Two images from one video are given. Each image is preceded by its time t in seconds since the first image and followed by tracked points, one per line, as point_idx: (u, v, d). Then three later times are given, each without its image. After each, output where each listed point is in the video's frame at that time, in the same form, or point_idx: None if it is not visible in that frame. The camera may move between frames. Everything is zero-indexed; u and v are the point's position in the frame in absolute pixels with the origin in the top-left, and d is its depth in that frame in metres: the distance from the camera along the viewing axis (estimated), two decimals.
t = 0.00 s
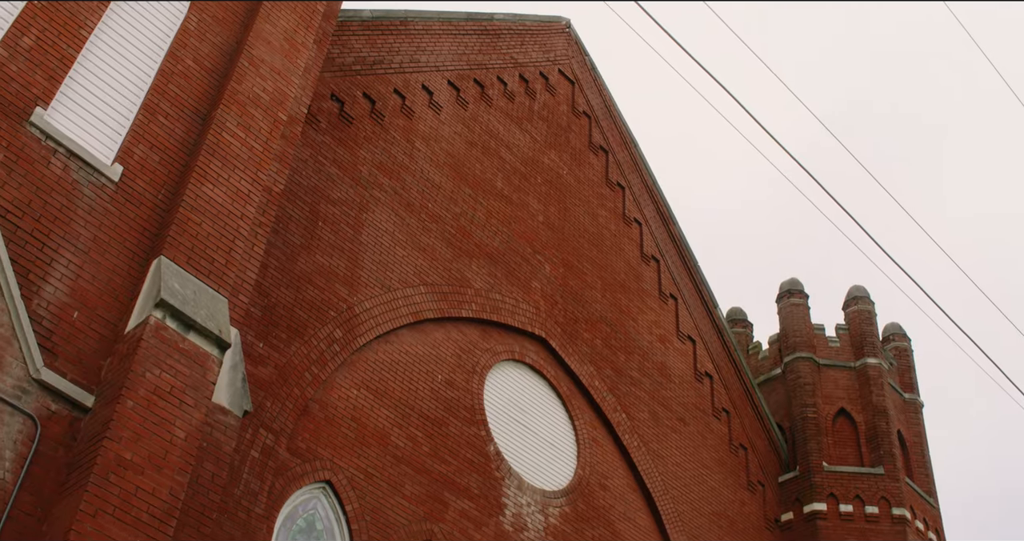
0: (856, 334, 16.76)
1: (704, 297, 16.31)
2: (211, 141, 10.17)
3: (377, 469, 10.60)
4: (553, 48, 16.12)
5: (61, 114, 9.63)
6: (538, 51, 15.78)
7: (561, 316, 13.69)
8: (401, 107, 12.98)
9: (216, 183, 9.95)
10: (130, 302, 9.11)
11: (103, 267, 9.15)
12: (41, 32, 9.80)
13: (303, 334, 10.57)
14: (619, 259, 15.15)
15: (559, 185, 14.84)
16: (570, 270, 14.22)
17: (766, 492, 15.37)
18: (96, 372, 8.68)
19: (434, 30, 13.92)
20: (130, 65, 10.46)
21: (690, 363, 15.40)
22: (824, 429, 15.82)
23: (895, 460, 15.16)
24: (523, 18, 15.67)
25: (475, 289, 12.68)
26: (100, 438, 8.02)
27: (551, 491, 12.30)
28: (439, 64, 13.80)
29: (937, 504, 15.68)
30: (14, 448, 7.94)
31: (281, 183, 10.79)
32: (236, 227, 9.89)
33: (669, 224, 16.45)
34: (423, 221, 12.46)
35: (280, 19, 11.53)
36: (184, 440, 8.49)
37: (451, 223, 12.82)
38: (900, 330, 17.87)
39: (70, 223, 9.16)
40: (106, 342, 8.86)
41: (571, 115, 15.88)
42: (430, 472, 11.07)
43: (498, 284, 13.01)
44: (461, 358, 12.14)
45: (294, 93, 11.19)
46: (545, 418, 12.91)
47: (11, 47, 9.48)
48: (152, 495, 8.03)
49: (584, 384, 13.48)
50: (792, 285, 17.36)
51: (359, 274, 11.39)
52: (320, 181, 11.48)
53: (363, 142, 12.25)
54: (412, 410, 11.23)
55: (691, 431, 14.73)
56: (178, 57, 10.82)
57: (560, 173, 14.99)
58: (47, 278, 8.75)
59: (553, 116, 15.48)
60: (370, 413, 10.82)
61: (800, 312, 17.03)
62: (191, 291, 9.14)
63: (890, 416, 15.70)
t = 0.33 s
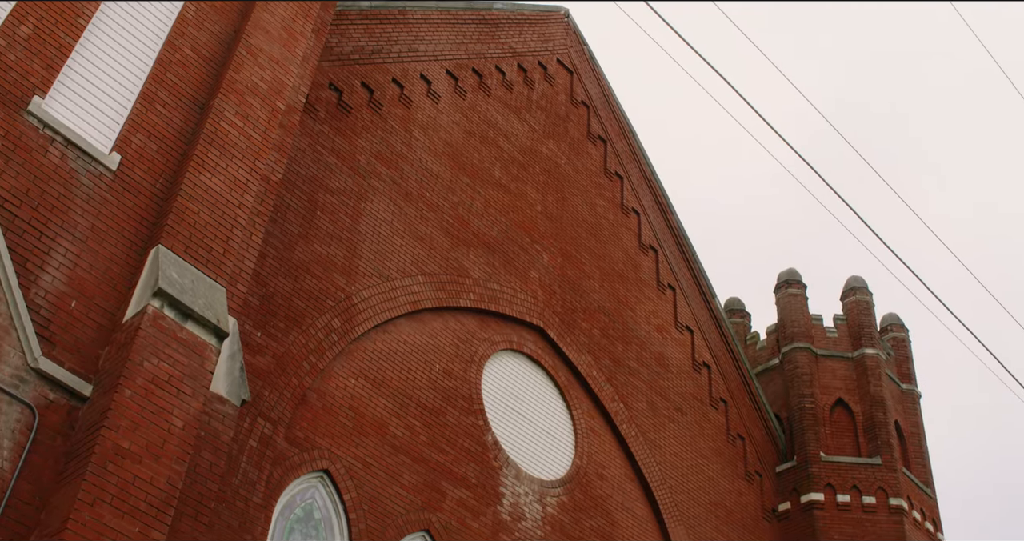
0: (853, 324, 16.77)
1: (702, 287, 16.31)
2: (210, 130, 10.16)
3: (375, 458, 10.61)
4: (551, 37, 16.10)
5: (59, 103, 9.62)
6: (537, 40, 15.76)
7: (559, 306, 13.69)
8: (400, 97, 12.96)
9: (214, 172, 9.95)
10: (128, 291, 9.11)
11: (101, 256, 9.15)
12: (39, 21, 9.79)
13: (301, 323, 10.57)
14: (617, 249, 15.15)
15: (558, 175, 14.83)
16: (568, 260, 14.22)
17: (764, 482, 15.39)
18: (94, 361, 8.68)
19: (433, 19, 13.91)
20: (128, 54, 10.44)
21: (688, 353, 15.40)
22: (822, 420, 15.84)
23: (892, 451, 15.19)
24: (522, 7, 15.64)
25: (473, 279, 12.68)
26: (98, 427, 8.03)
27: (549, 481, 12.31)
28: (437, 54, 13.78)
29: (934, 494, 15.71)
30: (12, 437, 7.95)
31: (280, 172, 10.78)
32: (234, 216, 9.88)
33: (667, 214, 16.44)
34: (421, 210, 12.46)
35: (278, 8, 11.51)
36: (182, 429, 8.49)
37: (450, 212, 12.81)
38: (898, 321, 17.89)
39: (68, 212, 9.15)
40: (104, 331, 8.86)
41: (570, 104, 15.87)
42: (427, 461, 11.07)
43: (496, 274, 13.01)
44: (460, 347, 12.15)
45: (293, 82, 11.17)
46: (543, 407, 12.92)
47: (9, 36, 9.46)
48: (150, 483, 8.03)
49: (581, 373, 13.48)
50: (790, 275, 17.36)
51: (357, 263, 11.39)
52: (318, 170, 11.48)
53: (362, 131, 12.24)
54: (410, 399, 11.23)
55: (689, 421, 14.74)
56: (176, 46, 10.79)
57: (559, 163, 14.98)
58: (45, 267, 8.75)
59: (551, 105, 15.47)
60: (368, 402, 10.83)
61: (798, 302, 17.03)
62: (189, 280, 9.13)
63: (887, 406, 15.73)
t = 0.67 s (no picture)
0: (851, 315, 16.79)
1: (699, 278, 16.30)
2: (207, 119, 10.14)
3: (372, 448, 10.61)
4: (550, 27, 16.07)
5: (56, 92, 9.60)
6: (535, 31, 15.73)
7: (557, 296, 13.69)
8: (398, 86, 12.95)
9: (212, 161, 9.94)
10: (125, 281, 9.10)
11: (98, 245, 9.14)
12: (36, 10, 9.76)
13: (299, 313, 10.56)
14: (615, 239, 15.15)
15: (555, 165, 14.82)
16: (566, 250, 14.21)
17: (761, 472, 15.40)
18: (91, 350, 8.67)
19: (431, 8, 13.88)
20: (125, 43, 10.42)
21: (686, 344, 15.41)
22: (819, 410, 15.85)
23: (890, 442, 15.22)
24: None
25: (471, 269, 12.67)
26: (95, 416, 8.03)
27: (546, 471, 12.33)
28: (435, 43, 13.76)
29: (930, 485, 15.74)
30: (9, 426, 7.95)
31: (277, 161, 10.78)
32: (232, 205, 9.87)
33: (665, 205, 16.42)
34: (419, 200, 12.45)
35: None
36: (180, 418, 8.49)
37: (447, 203, 12.81)
38: (895, 312, 17.91)
39: (65, 201, 9.14)
40: (101, 320, 8.86)
41: (568, 95, 15.85)
42: (425, 451, 11.08)
43: (493, 264, 13.00)
44: (457, 337, 12.15)
45: (290, 71, 11.15)
46: (540, 397, 12.93)
47: (6, 25, 9.44)
48: (148, 473, 8.04)
49: (579, 364, 13.49)
50: (788, 266, 17.37)
51: (354, 253, 11.38)
52: (316, 160, 11.47)
53: (359, 121, 12.23)
54: (408, 389, 11.24)
55: (686, 412, 14.75)
56: (174, 35, 10.76)
57: (557, 153, 14.97)
58: (42, 257, 8.74)
59: (549, 96, 15.45)
60: (366, 391, 10.83)
61: (796, 293, 17.04)
62: (186, 269, 9.12)
63: (884, 398, 15.75)
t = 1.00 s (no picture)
0: (848, 307, 16.80)
1: (697, 270, 16.30)
2: (205, 110, 10.12)
3: (369, 438, 10.62)
4: (547, 19, 16.05)
5: (53, 83, 9.59)
6: (533, 22, 15.72)
7: (554, 287, 13.69)
8: (396, 78, 12.94)
9: (209, 152, 9.93)
10: (123, 271, 9.09)
11: (96, 236, 9.14)
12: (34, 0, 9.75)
13: (296, 303, 10.56)
14: (612, 230, 15.14)
15: (553, 157, 14.82)
16: (564, 241, 14.21)
17: (758, 464, 15.42)
18: (89, 341, 8.67)
19: None
20: (123, 34, 10.41)
21: (683, 336, 15.41)
22: (815, 402, 15.86)
23: (886, 434, 15.23)
24: None
25: (468, 260, 12.67)
26: (93, 406, 8.03)
27: (543, 462, 12.34)
28: (433, 34, 13.75)
29: (927, 477, 15.76)
30: (7, 416, 7.95)
31: (275, 152, 10.77)
32: (229, 196, 9.87)
33: (663, 196, 16.40)
34: (416, 191, 12.45)
35: None
36: (177, 409, 8.49)
37: (445, 193, 12.80)
38: (892, 304, 17.92)
39: (63, 191, 9.14)
40: (99, 311, 8.86)
41: (566, 86, 15.83)
42: (422, 442, 11.09)
43: (491, 255, 13.00)
44: (454, 328, 12.15)
45: (288, 62, 11.14)
46: (537, 389, 12.94)
47: (3, 14, 9.42)
48: (145, 463, 8.04)
49: (576, 355, 13.50)
50: (785, 258, 17.38)
51: (352, 244, 11.37)
52: (314, 150, 11.46)
53: (357, 112, 12.22)
54: (405, 380, 11.24)
55: (683, 403, 14.76)
56: (172, 26, 10.74)
57: (554, 144, 14.96)
58: (39, 247, 8.74)
59: (547, 87, 15.43)
60: (363, 382, 10.83)
61: (793, 285, 17.05)
62: (183, 260, 9.11)
63: (881, 390, 15.76)
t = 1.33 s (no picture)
0: (845, 297, 16.82)
1: (694, 259, 16.29)
2: (201, 97, 10.11)
3: (365, 426, 10.62)
4: (545, 7, 16.02)
5: (49, 70, 9.57)
6: (530, 10, 15.69)
7: (551, 276, 13.69)
8: (393, 65, 12.92)
9: (206, 140, 9.91)
10: (119, 259, 9.09)
11: (92, 224, 9.13)
12: None
13: (293, 291, 10.56)
14: (609, 219, 15.14)
15: (550, 145, 14.80)
16: (560, 230, 14.21)
17: (754, 454, 15.44)
18: (85, 328, 8.67)
19: None
20: (119, 21, 10.39)
21: (680, 325, 15.42)
22: (812, 392, 15.87)
23: (882, 423, 15.24)
24: None
25: (465, 249, 12.67)
26: (89, 394, 8.03)
27: (540, 451, 12.35)
28: (430, 23, 13.73)
29: (922, 467, 15.79)
30: (2, 404, 7.95)
31: (272, 140, 10.75)
32: (226, 183, 9.86)
33: (660, 185, 16.38)
34: (413, 179, 12.44)
35: None
36: (173, 397, 8.49)
37: (441, 181, 12.79)
38: (888, 294, 17.94)
39: (59, 179, 9.13)
40: (95, 299, 8.85)
41: (563, 75, 15.80)
42: (418, 431, 11.09)
43: (487, 243, 13.00)
44: (451, 317, 12.15)
45: (285, 50, 11.12)
46: (534, 377, 12.95)
47: None
48: (141, 451, 8.04)
49: (572, 344, 13.51)
50: (782, 248, 17.38)
51: (349, 232, 11.36)
52: (310, 138, 11.45)
53: (354, 100, 12.20)
54: (401, 369, 11.24)
55: (680, 392, 14.77)
56: (168, 13, 10.72)
57: (552, 133, 14.95)
58: (35, 235, 8.73)
59: (545, 75, 15.41)
60: (359, 370, 10.84)
61: (790, 275, 17.07)
62: (180, 248, 9.11)
63: (877, 379, 15.79)
